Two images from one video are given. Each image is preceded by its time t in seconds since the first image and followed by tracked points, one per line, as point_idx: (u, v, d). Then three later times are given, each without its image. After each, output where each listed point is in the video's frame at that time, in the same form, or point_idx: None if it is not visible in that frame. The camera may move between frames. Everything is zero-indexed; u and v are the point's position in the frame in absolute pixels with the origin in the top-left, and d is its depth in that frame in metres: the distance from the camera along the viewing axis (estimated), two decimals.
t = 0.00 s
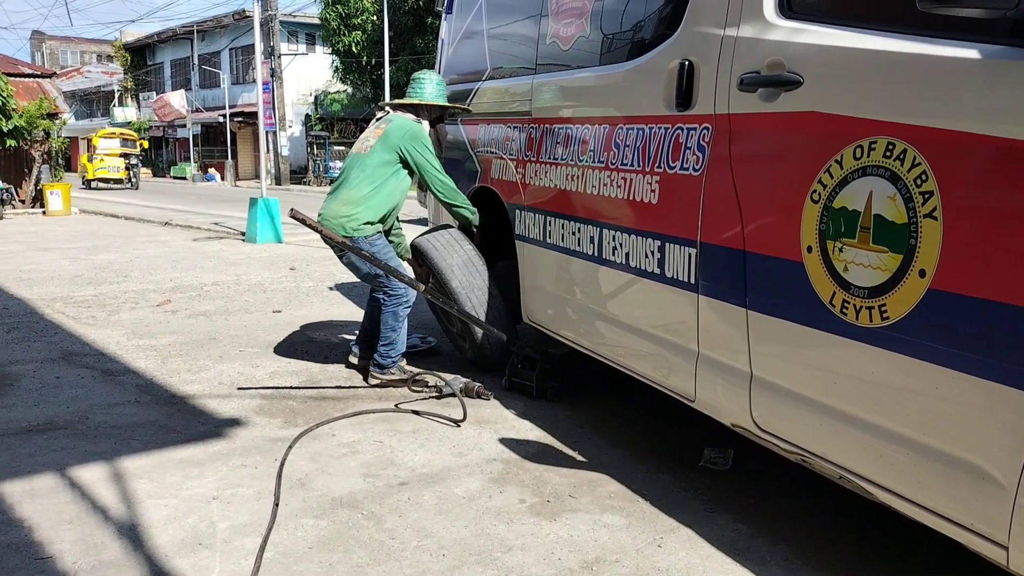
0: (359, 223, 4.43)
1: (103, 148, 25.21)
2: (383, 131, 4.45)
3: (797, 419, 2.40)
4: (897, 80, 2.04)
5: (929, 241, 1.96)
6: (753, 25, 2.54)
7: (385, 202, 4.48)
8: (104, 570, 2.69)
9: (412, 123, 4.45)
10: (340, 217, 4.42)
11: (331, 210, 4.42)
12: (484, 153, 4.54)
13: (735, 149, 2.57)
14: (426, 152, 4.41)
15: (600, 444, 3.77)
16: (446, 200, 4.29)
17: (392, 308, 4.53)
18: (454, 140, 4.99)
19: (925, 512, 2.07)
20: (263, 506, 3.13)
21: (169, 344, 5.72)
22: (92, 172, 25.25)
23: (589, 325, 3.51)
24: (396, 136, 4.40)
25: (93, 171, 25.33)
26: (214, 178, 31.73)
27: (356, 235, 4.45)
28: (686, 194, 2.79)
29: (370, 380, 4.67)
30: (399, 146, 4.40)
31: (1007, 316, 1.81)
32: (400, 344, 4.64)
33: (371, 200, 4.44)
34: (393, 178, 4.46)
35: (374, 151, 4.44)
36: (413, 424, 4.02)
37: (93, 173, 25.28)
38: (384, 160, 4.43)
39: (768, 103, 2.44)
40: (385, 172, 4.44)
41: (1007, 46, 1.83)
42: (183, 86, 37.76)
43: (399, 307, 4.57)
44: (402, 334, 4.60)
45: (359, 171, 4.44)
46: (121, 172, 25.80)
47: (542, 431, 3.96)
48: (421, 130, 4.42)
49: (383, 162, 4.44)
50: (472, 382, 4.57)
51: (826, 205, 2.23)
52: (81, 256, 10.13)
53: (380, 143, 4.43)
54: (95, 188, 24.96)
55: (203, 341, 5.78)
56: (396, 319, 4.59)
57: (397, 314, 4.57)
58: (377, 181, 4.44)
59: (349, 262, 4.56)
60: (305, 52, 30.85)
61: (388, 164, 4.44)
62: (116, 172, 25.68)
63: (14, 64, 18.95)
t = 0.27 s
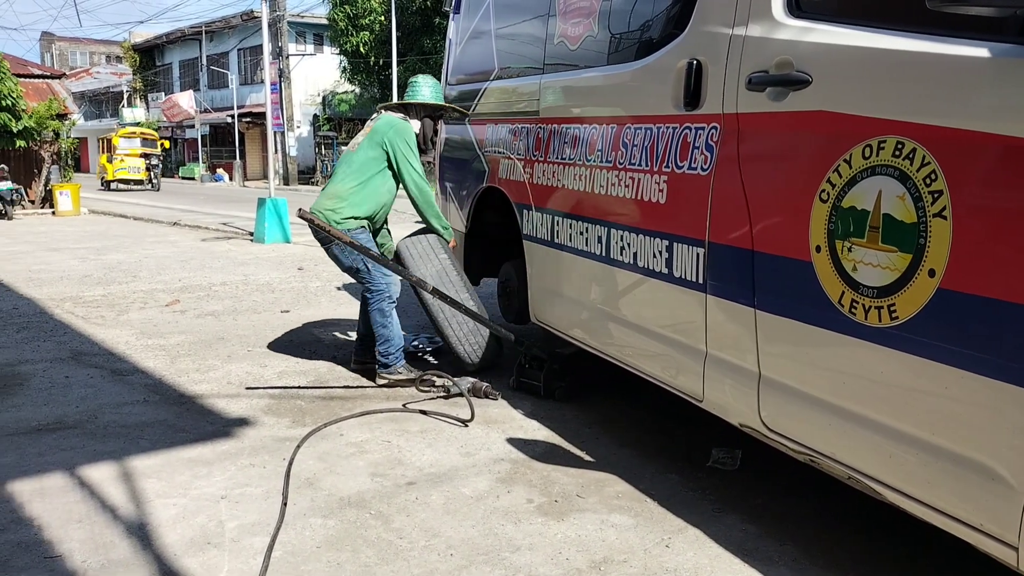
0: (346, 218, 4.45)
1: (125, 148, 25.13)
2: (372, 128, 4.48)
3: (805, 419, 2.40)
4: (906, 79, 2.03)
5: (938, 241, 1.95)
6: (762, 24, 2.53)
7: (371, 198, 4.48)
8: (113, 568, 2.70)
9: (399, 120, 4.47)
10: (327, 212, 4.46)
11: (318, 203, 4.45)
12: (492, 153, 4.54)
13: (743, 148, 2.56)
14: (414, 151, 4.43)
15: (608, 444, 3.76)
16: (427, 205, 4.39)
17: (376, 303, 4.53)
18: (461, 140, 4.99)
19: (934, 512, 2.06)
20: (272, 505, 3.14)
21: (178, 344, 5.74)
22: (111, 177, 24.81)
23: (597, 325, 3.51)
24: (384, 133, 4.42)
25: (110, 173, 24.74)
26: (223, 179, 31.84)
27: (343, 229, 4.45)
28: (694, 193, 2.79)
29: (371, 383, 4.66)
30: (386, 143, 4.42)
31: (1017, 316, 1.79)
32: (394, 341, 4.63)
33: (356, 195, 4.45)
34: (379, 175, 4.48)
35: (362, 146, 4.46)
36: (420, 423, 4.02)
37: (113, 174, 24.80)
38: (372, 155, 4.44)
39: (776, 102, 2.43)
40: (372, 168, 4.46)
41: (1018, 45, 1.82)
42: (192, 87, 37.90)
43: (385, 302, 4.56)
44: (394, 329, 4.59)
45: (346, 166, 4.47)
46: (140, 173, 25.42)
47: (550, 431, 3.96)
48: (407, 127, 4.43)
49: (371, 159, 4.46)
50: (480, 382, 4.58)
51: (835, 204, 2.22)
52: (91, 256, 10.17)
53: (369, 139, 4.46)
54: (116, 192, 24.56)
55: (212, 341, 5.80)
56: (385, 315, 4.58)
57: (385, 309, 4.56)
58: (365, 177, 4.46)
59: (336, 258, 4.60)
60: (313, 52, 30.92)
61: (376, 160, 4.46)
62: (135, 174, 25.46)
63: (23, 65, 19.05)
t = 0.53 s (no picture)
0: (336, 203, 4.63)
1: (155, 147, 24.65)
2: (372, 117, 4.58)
3: (818, 419, 2.39)
4: (920, 78, 2.02)
5: (952, 241, 1.94)
6: (775, 24, 2.53)
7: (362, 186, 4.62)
8: (128, 565, 2.73)
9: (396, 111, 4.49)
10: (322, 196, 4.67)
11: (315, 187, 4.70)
12: (504, 152, 4.54)
13: (756, 147, 2.56)
14: (402, 145, 4.43)
15: (620, 444, 3.76)
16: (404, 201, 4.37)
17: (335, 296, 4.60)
18: (473, 139, 5.00)
19: (948, 513, 2.05)
20: (285, 503, 3.16)
21: (192, 343, 5.77)
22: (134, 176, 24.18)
23: (609, 325, 3.51)
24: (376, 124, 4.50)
25: (133, 172, 24.30)
26: (235, 179, 31.99)
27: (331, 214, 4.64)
28: (706, 193, 2.78)
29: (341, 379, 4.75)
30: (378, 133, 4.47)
31: None
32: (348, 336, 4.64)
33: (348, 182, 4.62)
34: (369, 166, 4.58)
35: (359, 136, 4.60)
36: (432, 422, 4.03)
37: (138, 175, 24.41)
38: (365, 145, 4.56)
39: (789, 102, 2.43)
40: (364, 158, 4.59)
41: None
42: (204, 87, 38.10)
43: (345, 295, 4.60)
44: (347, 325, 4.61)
45: (344, 153, 4.65)
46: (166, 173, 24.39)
47: (561, 430, 3.96)
48: (400, 119, 4.44)
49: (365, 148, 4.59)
50: (492, 381, 4.58)
51: (848, 204, 2.22)
52: (105, 255, 10.25)
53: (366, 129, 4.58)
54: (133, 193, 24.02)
55: (225, 340, 5.84)
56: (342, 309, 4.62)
57: (340, 301, 4.61)
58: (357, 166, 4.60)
59: (321, 246, 4.77)
60: (325, 52, 31.05)
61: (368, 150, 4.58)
62: (162, 173, 24.31)
63: (37, 66, 19.22)
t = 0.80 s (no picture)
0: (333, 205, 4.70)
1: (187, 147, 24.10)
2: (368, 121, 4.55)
3: (836, 420, 2.38)
4: (942, 79, 2.02)
5: (974, 242, 1.93)
6: (795, 24, 2.52)
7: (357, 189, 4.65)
8: (151, 559, 2.76)
9: (387, 117, 4.44)
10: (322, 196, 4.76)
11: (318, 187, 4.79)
12: (521, 152, 4.56)
13: (776, 148, 2.55)
14: (387, 153, 4.37)
15: (637, 444, 3.76)
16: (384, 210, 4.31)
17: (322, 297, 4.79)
18: (491, 139, 5.02)
19: (968, 515, 2.04)
20: (304, 499, 3.19)
21: (212, 340, 5.84)
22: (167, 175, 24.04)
23: (626, 325, 3.51)
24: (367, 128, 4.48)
25: (167, 172, 24.04)
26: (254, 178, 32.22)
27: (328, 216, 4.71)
28: (725, 193, 2.78)
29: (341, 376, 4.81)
30: (368, 139, 4.45)
31: None
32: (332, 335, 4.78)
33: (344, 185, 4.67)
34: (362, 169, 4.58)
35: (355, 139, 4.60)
36: (449, 421, 4.05)
37: (166, 174, 24.24)
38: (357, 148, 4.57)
39: (809, 102, 2.42)
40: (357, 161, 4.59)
41: None
42: (224, 87, 38.41)
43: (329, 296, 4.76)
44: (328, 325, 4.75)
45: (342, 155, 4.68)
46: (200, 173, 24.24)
47: (578, 430, 3.96)
48: (388, 126, 4.39)
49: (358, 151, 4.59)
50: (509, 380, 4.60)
51: (869, 205, 2.21)
52: (126, 253, 10.37)
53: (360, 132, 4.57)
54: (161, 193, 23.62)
55: (244, 338, 5.89)
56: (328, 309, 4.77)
57: (325, 301, 4.77)
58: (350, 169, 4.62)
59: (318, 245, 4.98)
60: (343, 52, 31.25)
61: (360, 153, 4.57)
62: (194, 174, 24.16)
63: (60, 66, 19.47)
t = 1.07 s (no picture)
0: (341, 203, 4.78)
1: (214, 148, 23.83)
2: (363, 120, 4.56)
3: (858, 420, 2.38)
4: (968, 78, 2.00)
5: (999, 242, 1.92)
6: (819, 23, 2.52)
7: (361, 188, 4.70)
8: (177, 551, 2.81)
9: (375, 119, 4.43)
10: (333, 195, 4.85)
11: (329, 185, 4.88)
12: (543, 151, 4.56)
13: (799, 147, 2.55)
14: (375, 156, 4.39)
15: (657, 443, 3.77)
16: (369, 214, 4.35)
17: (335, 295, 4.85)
18: (512, 139, 5.04)
19: (991, 516, 2.03)
20: (327, 494, 3.22)
21: (235, 336, 5.90)
22: (195, 176, 23.58)
23: (648, 324, 3.51)
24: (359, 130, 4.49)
25: (206, 171, 23.68)
26: (275, 176, 32.47)
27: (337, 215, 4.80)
28: (748, 192, 2.78)
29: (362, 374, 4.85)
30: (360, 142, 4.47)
31: None
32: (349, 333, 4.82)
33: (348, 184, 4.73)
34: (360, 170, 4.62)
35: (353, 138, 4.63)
36: (470, 418, 4.08)
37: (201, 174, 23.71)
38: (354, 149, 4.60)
39: (834, 102, 2.41)
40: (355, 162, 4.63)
41: None
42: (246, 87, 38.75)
43: (342, 293, 4.81)
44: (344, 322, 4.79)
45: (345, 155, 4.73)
46: (235, 173, 23.33)
47: (599, 429, 3.97)
48: (374, 128, 4.38)
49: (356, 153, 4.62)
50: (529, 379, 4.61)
51: (893, 205, 2.20)
52: (150, 250, 10.49)
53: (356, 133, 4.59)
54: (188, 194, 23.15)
55: (267, 335, 5.95)
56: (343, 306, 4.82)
57: (338, 299, 4.83)
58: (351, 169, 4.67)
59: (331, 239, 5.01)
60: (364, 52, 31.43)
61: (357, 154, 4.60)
62: (230, 174, 23.56)
63: (86, 65, 19.73)
